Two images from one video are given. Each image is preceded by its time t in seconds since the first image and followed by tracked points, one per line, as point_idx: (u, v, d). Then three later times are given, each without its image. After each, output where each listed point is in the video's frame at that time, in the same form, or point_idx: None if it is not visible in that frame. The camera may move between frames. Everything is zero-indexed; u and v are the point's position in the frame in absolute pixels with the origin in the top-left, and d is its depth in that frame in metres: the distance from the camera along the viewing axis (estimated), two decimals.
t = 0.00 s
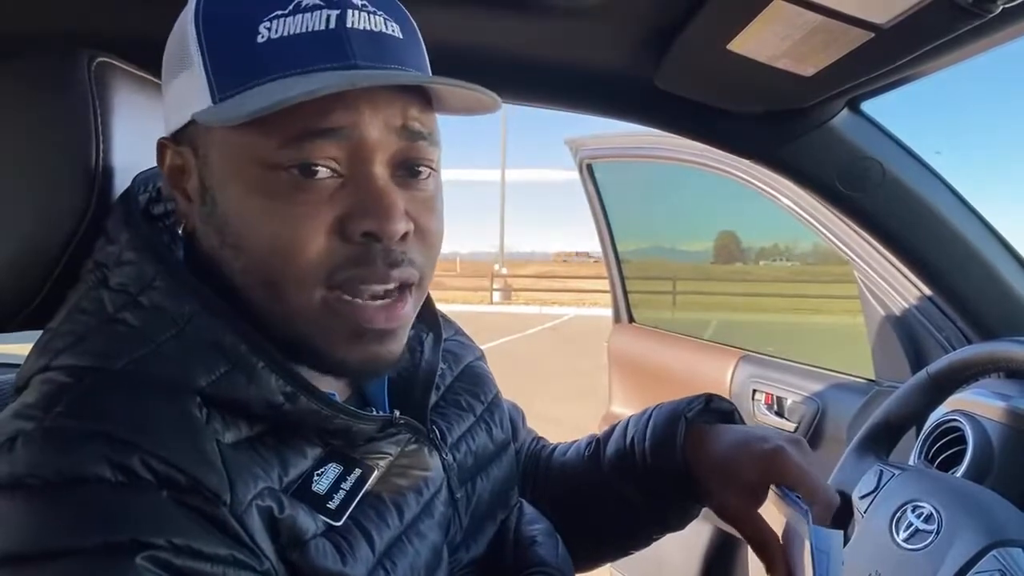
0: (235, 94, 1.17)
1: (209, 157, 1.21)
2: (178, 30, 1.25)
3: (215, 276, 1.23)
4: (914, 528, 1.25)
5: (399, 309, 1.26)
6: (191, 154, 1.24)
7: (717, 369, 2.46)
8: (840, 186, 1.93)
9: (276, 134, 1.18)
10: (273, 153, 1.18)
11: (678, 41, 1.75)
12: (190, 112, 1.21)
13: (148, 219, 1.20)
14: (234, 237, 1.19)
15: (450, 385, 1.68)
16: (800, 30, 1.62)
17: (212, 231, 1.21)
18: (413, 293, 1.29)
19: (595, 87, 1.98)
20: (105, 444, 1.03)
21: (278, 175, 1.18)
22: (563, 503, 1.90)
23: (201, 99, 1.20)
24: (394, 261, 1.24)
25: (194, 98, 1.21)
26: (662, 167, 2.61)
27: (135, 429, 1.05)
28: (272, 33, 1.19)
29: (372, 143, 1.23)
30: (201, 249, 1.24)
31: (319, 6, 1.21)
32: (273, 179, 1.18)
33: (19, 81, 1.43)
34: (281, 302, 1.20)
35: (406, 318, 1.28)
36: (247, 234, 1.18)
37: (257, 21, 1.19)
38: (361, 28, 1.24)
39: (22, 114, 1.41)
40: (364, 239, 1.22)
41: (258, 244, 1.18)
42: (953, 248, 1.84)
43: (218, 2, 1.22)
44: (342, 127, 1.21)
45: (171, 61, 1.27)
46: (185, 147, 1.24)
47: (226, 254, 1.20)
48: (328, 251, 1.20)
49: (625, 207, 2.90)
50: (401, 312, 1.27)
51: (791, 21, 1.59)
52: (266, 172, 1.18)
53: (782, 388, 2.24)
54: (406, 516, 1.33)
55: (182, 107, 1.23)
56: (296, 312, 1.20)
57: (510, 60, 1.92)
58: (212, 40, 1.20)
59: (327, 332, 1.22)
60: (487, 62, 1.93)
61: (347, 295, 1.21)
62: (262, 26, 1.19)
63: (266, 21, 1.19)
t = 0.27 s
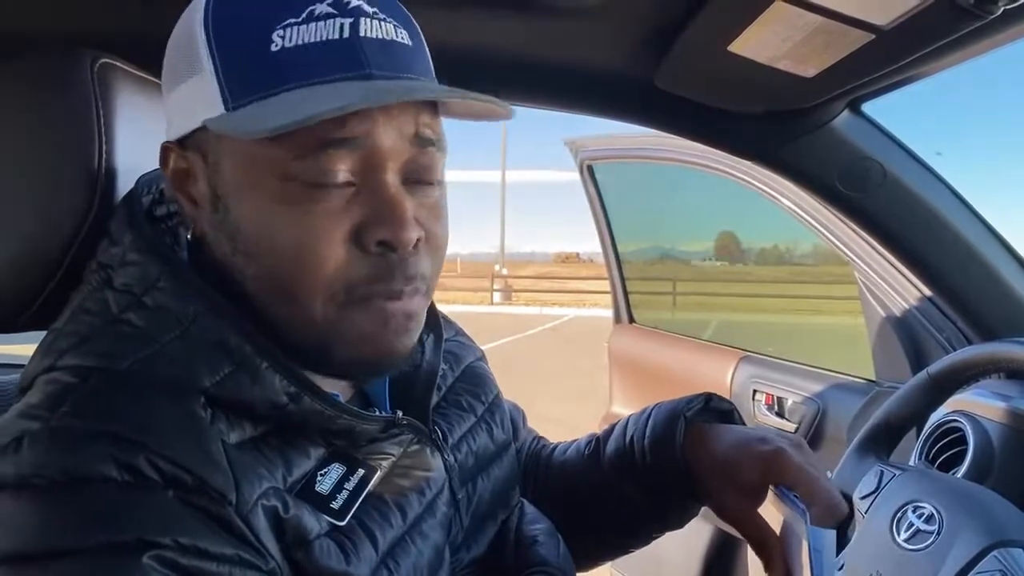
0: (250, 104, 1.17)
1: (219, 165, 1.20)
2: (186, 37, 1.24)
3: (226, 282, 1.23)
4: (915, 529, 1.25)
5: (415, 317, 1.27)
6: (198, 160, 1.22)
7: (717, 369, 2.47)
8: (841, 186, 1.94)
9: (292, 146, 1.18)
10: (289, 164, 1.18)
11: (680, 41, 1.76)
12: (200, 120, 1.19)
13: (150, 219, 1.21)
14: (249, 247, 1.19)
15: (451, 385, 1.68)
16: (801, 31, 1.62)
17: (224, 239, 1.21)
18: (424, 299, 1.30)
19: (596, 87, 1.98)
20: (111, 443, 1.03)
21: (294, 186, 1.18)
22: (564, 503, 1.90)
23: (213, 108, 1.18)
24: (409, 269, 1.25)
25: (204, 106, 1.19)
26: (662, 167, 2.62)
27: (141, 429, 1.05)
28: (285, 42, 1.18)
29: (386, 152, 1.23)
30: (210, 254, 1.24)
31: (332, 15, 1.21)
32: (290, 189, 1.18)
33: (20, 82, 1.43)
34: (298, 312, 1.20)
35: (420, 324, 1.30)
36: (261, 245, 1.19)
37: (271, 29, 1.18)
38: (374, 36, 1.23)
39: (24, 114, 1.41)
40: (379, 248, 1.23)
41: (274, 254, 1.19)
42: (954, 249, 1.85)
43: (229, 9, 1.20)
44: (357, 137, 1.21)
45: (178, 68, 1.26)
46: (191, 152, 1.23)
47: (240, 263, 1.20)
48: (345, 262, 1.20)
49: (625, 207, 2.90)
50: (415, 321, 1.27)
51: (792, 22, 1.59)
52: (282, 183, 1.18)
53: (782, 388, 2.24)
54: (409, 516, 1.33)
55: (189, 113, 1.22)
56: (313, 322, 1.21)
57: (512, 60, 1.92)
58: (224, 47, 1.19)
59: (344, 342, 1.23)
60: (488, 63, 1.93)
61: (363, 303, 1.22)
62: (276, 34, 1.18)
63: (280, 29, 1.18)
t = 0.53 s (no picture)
0: (288, 108, 1.17)
1: (251, 168, 1.21)
2: (210, 36, 1.23)
3: (260, 284, 1.23)
4: (915, 529, 1.26)
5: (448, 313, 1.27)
6: (224, 163, 1.23)
7: (717, 369, 2.47)
8: (841, 186, 1.94)
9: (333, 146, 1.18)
10: (328, 164, 1.18)
11: (681, 41, 1.76)
12: (231, 122, 1.19)
13: (156, 215, 1.20)
14: (288, 245, 1.19)
15: (462, 380, 1.68)
16: (802, 31, 1.62)
17: (257, 239, 1.21)
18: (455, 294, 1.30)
19: (596, 88, 1.99)
20: (119, 440, 1.04)
21: (332, 185, 1.19)
22: (568, 499, 1.90)
23: (246, 111, 1.18)
24: (444, 264, 1.25)
25: (237, 108, 1.19)
26: (662, 167, 2.62)
27: (150, 426, 1.05)
28: (321, 45, 1.19)
29: (420, 151, 1.24)
30: (235, 255, 1.24)
31: (365, 18, 1.21)
32: (328, 189, 1.19)
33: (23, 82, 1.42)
34: (338, 309, 1.20)
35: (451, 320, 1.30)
36: (300, 243, 1.19)
37: (306, 32, 1.19)
38: (405, 40, 1.25)
39: (28, 113, 1.41)
40: (416, 243, 1.23)
41: (314, 254, 1.19)
42: (955, 248, 1.85)
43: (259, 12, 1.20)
44: (393, 138, 1.21)
45: (200, 66, 1.24)
46: (214, 155, 1.23)
47: (277, 263, 1.20)
48: (385, 259, 1.21)
49: (626, 208, 2.90)
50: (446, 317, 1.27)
51: (793, 22, 1.60)
52: (320, 181, 1.19)
53: (782, 388, 2.25)
54: (419, 511, 1.33)
55: (217, 115, 1.21)
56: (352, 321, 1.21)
57: (512, 60, 1.92)
58: (257, 50, 1.19)
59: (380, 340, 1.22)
60: (490, 63, 1.94)
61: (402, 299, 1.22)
62: (312, 38, 1.19)
63: (315, 33, 1.19)
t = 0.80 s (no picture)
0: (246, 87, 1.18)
1: (220, 152, 1.23)
2: (202, 32, 1.28)
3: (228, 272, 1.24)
4: (916, 528, 1.26)
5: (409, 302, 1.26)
6: (202, 151, 1.25)
7: (717, 369, 2.48)
8: (842, 187, 1.94)
9: (281, 125, 1.20)
10: (281, 144, 1.20)
11: (682, 40, 1.76)
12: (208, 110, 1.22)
13: (159, 215, 1.20)
14: (244, 226, 1.20)
15: (462, 381, 1.69)
16: (803, 30, 1.63)
17: (225, 225, 1.23)
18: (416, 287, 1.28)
19: (597, 88, 1.99)
20: (122, 439, 1.04)
21: (284, 164, 1.20)
22: (567, 500, 1.91)
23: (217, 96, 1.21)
24: (399, 251, 1.23)
25: (211, 95, 1.22)
26: (662, 167, 2.62)
27: (152, 424, 1.06)
28: (282, 29, 1.21)
29: (376, 133, 1.25)
30: (214, 244, 1.26)
31: (327, 3, 1.23)
32: (281, 168, 1.19)
33: (24, 81, 1.42)
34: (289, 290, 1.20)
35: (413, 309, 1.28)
36: (254, 224, 1.19)
37: (268, 19, 1.21)
38: (369, 24, 1.25)
39: (27, 111, 1.41)
40: (368, 227, 1.21)
41: (266, 233, 1.19)
42: (955, 249, 1.85)
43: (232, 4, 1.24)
44: (347, 117, 1.23)
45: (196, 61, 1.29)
46: (204, 143, 1.25)
47: (238, 245, 1.21)
48: (334, 240, 1.20)
49: (626, 208, 2.91)
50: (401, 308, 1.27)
51: (794, 21, 1.60)
52: (274, 161, 1.20)
53: (782, 388, 2.25)
54: (419, 511, 1.33)
55: (203, 104, 1.25)
56: (304, 302, 1.20)
57: (513, 60, 1.92)
58: (227, 37, 1.22)
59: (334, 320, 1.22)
60: (490, 63, 1.94)
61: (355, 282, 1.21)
62: (273, 23, 1.21)
63: (276, 19, 1.21)
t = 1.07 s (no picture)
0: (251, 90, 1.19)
1: (223, 153, 1.23)
2: (204, 32, 1.28)
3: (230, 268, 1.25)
4: (915, 528, 1.26)
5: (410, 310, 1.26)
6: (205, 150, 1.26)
7: (717, 369, 2.48)
8: (841, 187, 1.94)
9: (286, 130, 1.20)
10: (284, 148, 1.19)
11: (681, 41, 1.76)
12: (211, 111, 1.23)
13: (156, 216, 1.21)
14: (246, 230, 1.20)
15: (458, 382, 1.68)
16: (802, 31, 1.63)
17: (227, 226, 1.23)
18: (418, 292, 1.28)
19: (597, 88, 1.99)
20: (121, 440, 1.04)
21: (289, 170, 1.20)
22: (563, 499, 1.90)
23: (221, 98, 1.21)
24: (402, 260, 1.23)
25: (213, 97, 1.23)
26: (662, 167, 2.62)
27: (151, 425, 1.06)
28: (287, 35, 1.21)
29: (381, 140, 1.24)
30: (216, 244, 1.26)
31: (332, 9, 1.23)
32: (284, 173, 1.19)
33: (26, 80, 1.43)
34: (291, 295, 1.21)
35: (413, 317, 1.28)
36: (257, 229, 1.20)
37: (273, 23, 1.21)
38: (374, 31, 1.25)
39: (27, 112, 1.41)
40: (372, 236, 1.22)
41: (268, 238, 1.19)
42: (955, 249, 1.85)
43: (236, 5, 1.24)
44: (353, 124, 1.22)
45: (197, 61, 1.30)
46: (206, 145, 1.26)
47: (239, 248, 1.22)
48: (337, 249, 1.20)
49: (626, 208, 2.91)
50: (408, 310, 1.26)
51: (794, 22, 1.60)
52: (277, 166, 1.20)
53: (782, 388, 2.25)
54: (417, 511, 1.34)
55: (205, 106, 1.25)
56: (306, 307, 1.21)
57: (513, 60, 1.92)
58: (230, 40, 1.22)
59: (335, 325, 1.22)
60: (490, 63, 1.93)
61: (357, 290, 1.21)
62: (278, 27, 1.21)
63: (281, 23, 1.21)
